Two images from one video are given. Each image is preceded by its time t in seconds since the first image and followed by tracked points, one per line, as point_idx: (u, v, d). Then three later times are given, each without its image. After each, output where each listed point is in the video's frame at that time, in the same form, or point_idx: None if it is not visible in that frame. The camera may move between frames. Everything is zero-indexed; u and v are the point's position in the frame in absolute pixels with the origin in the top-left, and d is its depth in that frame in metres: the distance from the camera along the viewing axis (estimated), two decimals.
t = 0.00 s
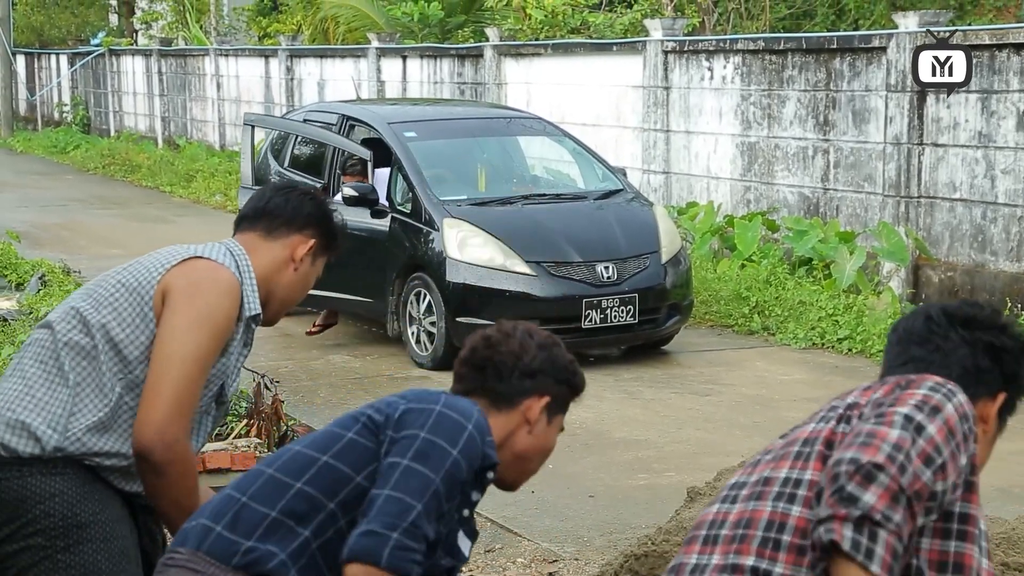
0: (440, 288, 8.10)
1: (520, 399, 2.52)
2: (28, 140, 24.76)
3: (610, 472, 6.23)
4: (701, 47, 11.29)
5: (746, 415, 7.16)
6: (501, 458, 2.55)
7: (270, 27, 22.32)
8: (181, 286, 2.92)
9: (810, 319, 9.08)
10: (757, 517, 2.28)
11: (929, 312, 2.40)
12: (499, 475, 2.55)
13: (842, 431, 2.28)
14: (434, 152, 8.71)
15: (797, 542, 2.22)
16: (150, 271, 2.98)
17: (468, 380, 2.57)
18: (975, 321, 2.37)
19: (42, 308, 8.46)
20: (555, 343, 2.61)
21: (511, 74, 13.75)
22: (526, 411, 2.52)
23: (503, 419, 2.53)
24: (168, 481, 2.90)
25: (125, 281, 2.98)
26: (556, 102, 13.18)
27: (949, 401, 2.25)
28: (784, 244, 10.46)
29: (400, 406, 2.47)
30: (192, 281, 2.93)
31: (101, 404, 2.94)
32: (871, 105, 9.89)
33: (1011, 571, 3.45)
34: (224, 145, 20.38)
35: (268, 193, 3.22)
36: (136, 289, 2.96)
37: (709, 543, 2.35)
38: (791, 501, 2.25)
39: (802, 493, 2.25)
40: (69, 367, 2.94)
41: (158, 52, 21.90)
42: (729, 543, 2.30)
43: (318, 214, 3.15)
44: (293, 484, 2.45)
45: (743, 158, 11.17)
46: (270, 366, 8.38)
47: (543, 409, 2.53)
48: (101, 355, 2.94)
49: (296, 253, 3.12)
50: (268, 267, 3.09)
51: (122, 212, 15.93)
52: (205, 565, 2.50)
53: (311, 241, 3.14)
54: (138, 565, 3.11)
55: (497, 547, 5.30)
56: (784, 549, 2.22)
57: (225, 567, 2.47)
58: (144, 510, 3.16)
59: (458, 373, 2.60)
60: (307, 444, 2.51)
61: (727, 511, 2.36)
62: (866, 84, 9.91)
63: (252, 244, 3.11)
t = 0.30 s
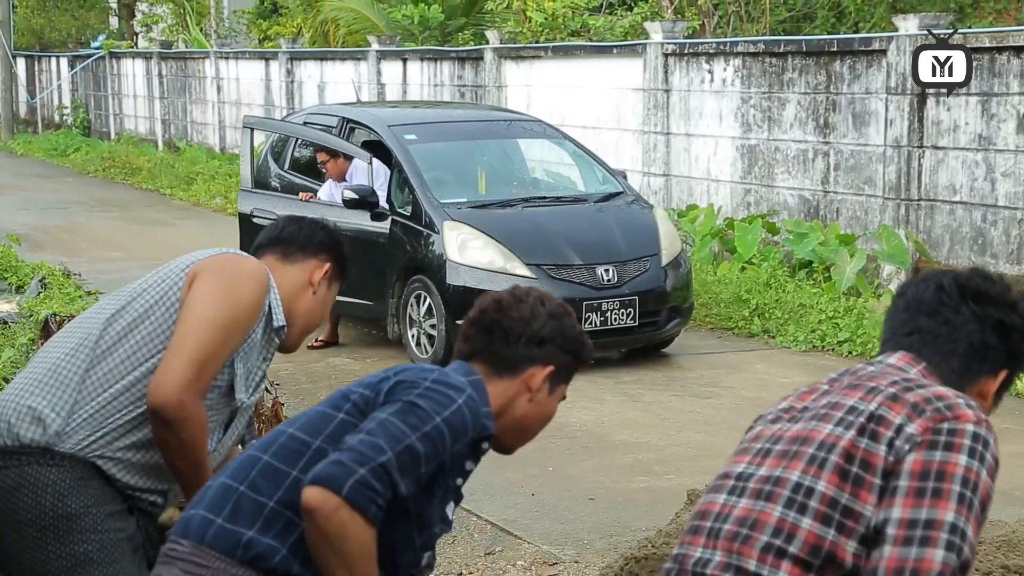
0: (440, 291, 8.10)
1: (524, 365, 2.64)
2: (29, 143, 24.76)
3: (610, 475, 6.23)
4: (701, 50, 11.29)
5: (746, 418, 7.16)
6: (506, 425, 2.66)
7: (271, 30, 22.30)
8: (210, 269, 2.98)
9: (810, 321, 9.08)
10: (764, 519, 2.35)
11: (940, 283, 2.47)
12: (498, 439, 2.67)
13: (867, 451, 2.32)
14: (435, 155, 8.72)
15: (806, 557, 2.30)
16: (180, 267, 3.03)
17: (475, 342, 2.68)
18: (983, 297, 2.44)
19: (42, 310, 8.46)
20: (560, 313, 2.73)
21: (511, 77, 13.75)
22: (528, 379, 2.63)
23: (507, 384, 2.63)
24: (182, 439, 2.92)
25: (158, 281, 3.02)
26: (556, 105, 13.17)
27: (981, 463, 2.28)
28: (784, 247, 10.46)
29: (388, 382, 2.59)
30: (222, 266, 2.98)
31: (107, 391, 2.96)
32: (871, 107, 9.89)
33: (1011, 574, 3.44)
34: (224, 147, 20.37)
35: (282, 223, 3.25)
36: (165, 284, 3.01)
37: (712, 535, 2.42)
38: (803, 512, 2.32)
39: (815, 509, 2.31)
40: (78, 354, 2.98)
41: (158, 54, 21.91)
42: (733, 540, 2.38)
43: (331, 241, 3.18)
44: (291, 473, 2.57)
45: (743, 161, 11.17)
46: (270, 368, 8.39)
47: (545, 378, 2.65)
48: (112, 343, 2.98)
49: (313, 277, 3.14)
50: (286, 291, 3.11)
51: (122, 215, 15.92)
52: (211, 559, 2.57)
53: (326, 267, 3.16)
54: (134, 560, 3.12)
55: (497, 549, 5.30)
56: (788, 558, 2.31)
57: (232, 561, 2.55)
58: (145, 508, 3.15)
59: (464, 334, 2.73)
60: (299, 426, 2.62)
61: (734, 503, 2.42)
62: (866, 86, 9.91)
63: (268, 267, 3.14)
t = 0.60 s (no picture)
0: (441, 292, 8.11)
1: (514, 327, 2.67)
2: (29, 145, 24.77)
3: (610, 477, 6.23)
4: (702, 52, 11.30)
5: (747, 420, 7.15)
6: (498, 384, 2.72)
7: (271, 31, 22.30)
8: (228, 276, 3.06)
9: (810, 324, 9.08)
10: (778, 536, 2.23)
11: (946, 276, 2.42)
12: (493, 396, 2.74)
13: (873, 452, 2.23)
14: (436, 156, 8.72)
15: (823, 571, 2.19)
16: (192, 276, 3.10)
17: (461, 307, 2.70)
18: (990, 291, 2.39)
19: (42, 313, 8.45)
20: (546, 267, 2.75)
21: (511, 79, 13.75)
22: (520, 339, 2.68)
23: (498, 348, 2.68)
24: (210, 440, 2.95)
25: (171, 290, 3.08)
26: (556, 107, 13.17)
27: (986, 447, 2.22)
28: (784, 249, 10.45)
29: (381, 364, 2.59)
30: (236, 274, 3.06)
31: (125, 395, 2.98)
32: (872, 109, 9.90)
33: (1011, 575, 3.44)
34: (224, 150, 20.38)
35: (275, 246, 3.30)
36: (181, 290, 3.07)
37: (722, 554, 2.29)
38: (818, 526, 2.21)
39: (829, 518, 2.21)
40: (95, 357, 2.98)
41: (158, 56, 21.91)
42: (747, 560, 2.24)
43: (324, 265, 3.23)
44: (294, 469, 2.57)
45: (743, 162, 11.17)
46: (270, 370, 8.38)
47: (537, 336, 2.70)
48: (128, 347, 3.00)
49: (306, 298, 3.20)
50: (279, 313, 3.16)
51: (122, 217, 15.92)
52: (223, 562, 2.56)
53: (319, 290, 3.22)
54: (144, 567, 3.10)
55: (498, 551, 5.29)
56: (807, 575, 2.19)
57: (242, 563, 2.56)
58: (146, 519, 3.14)
59: (450, 300, 2.74)
60: (295, 419, 2.60)
61: (744, 521, 2.29)
62: (866, 88, 9.92)
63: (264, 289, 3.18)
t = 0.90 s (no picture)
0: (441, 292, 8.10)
1: (484, 241, 2.62)
2: (30, 147, 24.78)
3: (610, 478, 6.23)
4: (702, 53, 11.30)
5: (747, 421, 7.15)
6: (468, 300, 2.68)
7: (272, 34, 22.31)
8: (216, 300, 2.95)
9: (811, 325, 9.08)
10: (775, 538, 2.30)
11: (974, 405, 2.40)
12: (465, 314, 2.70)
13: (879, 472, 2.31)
14: (437, 156, 8.72)
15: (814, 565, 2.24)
16: (184, 296, 3.01)
17: (428, 224, 2.65)
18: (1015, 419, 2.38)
19: (43, 314, 8.46)
20: (514, 178, 2.66)
21: (512, 80, 13.76)
22: (491, 252, 2.62)
23: (466, 264, 2.63)
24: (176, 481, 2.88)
25: (156, 306, 3.01)
26: (557, 108, 13.17)
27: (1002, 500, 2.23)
28: (785, 250, 10.45)
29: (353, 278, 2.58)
30: (228, 296, 2.96)
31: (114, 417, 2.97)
32: (873, 111, 9.90)
33: None
34: (224, 151, 20.39)
35: (275, 241, 3.25)
36: (169, 313, 2.99)
37: (722, 561, 2.36)
38: (814, 527, 2.27)
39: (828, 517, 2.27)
40: (84, 379, 2.97)
41: (159, 58, 21.93)
42: (744, 559, 2.32)
43: (325, 261, 3.21)
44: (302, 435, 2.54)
45: (744, 164, 11.17)
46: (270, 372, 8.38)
47: (507, 249, 2.63)
48: (119, 368, 2.97)
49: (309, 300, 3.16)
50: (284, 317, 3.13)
51: (123, 218, 15.92)
52: (258, 548, 2.59)
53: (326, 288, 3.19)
54: None
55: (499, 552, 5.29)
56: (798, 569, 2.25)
57: (278, 544, 2.58)
58: (144, 531, 3.16)
59: (417, 214, 2.68)
60: (289, 388, 2.56)
61: (747, 535, 2.38)
62: (867, 90, 9.92)
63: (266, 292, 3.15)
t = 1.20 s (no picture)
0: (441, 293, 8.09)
1: (468, 225, 2.65)
2: (31, 148, 24.78)
3: (610, 479, 6.23)
4: (703, 55, 11.30)
5: (748, 423, 7.15)
6: (462, 287, 2.72)
7: (273, 36, 22.32)
8: (229, 315, 3.04)
9: (812, 326, 9.07)
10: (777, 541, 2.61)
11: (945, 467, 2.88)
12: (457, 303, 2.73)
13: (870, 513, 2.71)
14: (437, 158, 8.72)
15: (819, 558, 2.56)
16: (200, 305, 3.10)
17: (417, 210, 2.69)
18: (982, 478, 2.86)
19: (44, 316, 8.46)
20: (502, 163, 2.70)
21: (512, 82, 13.76)
22: (478, 237, 2.65)
23: (456, 249, 2.66)
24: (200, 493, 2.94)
25: (172, 313, 3.08)
26: (557, 109, 13.18)
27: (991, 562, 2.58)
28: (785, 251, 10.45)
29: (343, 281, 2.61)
30: (241, 312, 3.05)
31: (130, 420, 2.99)
32: (874, 112, 9.90)
33: None
34: (225, 153, 20.39)
35: (268, 264, 3.29)
36: (187, 317, 3.07)
37: (722, 554, 2.63)
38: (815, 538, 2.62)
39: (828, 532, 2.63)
40: (102, 380, 2.99)
41: (160, 60, 21.95)
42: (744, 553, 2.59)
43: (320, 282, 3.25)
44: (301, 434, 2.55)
45: (744, 166, 11.17)
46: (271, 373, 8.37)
47: (494, 233, 2.66)
48: (136, 371, 3.01)
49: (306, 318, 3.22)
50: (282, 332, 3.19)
51: (123, 220, 15.91)
52: (263, 547, 2.60)
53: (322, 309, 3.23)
54: None
55: (500, 554, 5.29)
56: (796, 567, 2.52)
57: (282, 544, 2.59)
58: (150, 534, 3.17)
59: (406, 200, 2.72)
60: (288, 389, 2.58)
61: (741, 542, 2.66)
62: (868, 92, 9.92)
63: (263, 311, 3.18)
